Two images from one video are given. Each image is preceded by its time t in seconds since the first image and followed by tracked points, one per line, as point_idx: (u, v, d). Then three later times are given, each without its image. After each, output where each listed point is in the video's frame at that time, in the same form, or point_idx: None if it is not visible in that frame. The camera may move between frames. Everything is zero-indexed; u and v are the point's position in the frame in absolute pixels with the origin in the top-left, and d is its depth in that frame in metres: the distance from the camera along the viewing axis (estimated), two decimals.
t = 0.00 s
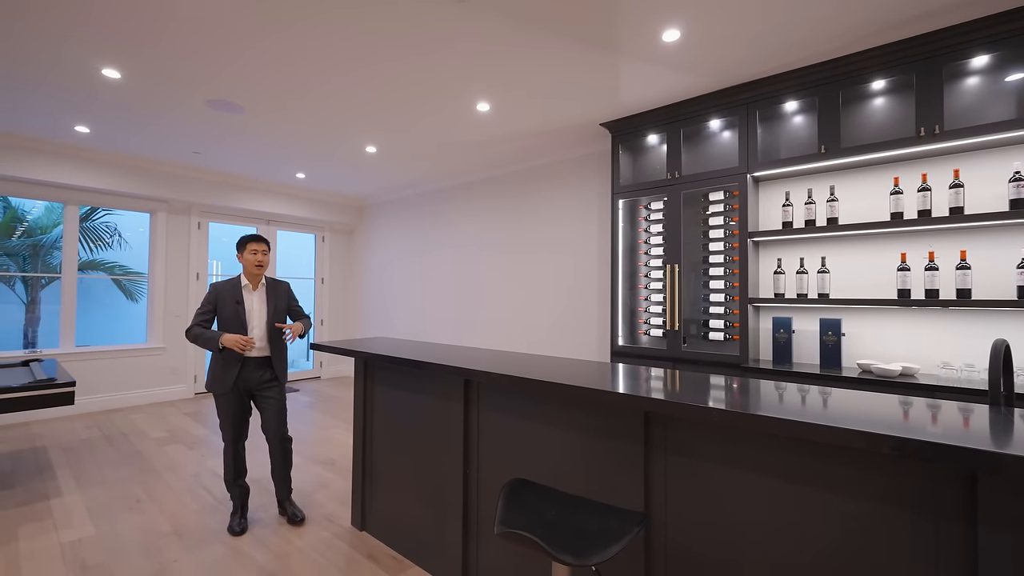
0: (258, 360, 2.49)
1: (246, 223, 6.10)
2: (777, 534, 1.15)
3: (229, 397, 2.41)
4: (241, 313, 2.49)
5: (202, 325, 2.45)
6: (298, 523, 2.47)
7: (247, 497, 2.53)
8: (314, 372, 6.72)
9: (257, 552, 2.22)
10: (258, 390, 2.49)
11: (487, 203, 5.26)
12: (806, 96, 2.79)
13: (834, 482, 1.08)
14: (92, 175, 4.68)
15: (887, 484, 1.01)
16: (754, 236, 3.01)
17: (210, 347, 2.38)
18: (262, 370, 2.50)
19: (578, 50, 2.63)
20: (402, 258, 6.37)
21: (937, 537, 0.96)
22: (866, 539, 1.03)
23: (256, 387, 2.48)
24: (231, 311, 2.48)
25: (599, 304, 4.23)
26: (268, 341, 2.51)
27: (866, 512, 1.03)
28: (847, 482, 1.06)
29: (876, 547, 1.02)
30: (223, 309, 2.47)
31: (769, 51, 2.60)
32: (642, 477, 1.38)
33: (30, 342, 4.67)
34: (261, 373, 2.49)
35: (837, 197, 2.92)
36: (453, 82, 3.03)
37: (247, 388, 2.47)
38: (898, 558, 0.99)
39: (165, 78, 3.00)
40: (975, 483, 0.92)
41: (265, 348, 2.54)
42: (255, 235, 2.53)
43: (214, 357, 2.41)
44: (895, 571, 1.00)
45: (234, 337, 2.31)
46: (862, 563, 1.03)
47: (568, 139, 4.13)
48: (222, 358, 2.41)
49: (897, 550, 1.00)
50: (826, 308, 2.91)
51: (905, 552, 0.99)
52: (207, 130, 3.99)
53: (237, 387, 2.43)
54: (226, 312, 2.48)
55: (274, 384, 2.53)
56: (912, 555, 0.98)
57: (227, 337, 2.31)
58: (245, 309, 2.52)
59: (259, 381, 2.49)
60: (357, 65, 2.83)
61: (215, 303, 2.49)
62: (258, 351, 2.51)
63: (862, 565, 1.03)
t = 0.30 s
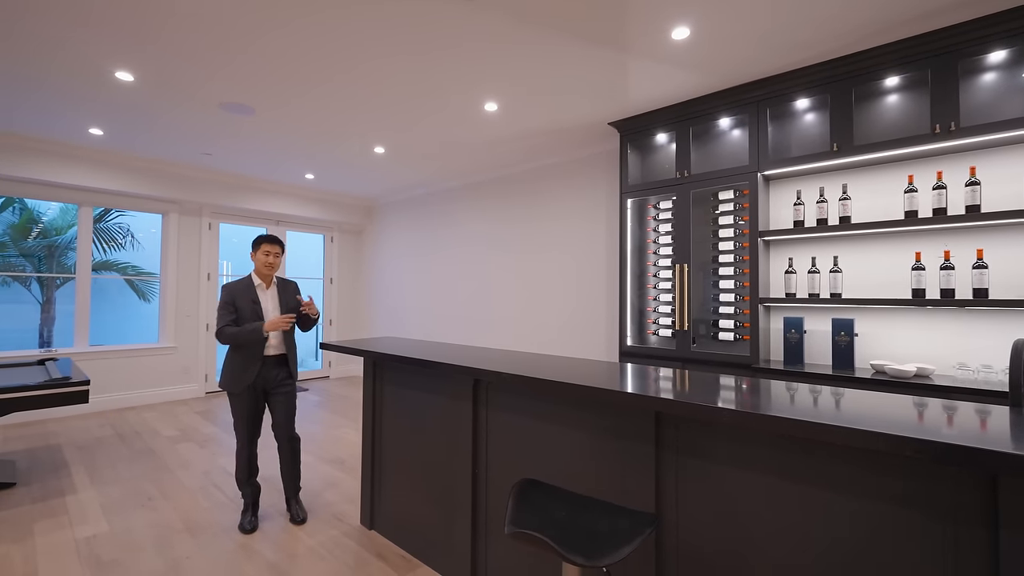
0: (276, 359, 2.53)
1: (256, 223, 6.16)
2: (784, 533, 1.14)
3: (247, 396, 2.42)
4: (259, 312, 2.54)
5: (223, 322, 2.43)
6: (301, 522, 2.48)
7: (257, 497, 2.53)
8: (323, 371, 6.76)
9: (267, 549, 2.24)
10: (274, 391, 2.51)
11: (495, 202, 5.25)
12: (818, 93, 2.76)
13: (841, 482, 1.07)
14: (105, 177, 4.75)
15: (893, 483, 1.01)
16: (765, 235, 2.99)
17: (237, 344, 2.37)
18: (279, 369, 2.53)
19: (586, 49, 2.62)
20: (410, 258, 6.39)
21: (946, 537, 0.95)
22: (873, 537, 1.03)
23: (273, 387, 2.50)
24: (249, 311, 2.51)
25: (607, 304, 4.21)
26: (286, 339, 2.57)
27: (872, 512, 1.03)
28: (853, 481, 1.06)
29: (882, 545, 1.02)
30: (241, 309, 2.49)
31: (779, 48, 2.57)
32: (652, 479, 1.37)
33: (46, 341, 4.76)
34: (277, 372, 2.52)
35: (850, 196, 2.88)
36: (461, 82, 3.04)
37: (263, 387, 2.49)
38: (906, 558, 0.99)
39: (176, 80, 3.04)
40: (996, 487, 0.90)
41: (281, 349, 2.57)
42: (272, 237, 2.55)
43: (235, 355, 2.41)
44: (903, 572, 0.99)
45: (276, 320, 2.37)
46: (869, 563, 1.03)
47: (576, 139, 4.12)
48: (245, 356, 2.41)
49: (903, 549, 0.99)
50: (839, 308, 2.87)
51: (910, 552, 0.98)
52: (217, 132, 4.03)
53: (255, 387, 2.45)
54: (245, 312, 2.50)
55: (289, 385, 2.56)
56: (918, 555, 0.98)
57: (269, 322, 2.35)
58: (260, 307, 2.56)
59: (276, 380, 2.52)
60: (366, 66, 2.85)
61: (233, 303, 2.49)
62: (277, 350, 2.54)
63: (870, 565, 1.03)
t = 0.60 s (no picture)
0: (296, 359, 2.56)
1: (265, 224, 6.21)
2: (797, 536, 1.13)
3: (268, 395, 2.44)
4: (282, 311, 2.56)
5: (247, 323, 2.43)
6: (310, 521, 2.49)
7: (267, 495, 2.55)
8: (331, 371, 6.80)
9: (277, 548, 2.25)
10: (293, 390, 2.55)
11: (502, 203, 5.25)
12: (829, 91, 2.73)
13: (852, 483, 1.06)
14: (117, 179, 4.81)
15: (902, 484, 1.00)
16: (774, 234, 2.96)
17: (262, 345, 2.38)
18: (297, 369, 2.57)
19: (594, 48, 2.61)
20: (417, 259, 6.41)
21: (955, 539, 0.95)
22: (880, 538, 1.02)
23: (292, 387, 2.54)
24: (271, 309, 2.53)
25: (614, 304, 4.20)
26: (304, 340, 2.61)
27: (880, 513, 1.02)
28: (861, 482, 1.05)
29: (889, 546, 1.01)
30: (264, 308, 2.50)
31: (789, 46, 2.54)
32: (661, 480, 1.36)
33: (59, 340, 4.83)
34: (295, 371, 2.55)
35: (862, 195, 2.85)
36: (468, 82, 3.04)
37: (282, 387, 2.51)
38: (913, 559, 0.98)
39: (187, 83, 3.07)
40: (1014, 491, 0.88)
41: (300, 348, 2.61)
42: (290, 237, 2.58)
43: (258, 355, 2.42)
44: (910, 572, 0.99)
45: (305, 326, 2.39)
46: (876, 564, 1.02)
47: (584, 139, 4.11)
48: (268, 356, 2.43)
49: (910, 550, 0.99)
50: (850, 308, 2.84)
51: (917, 552, 0.98)
52: (227, 134, 4.07)
53: (275, 386, 2.47)
54: (268, 311, 2.51)
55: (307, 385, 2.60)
56: (925, 555, 0.97)
57: (297, 328, 2.37)
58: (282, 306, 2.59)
59: (294, 380, 2.55)
60: (374, 67, 2.86)
61: (255, 302, 2.50)
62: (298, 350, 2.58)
63: (877, 566, 1.02)
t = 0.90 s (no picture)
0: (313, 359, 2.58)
1: (273, 224, 6.26)
2: (810, 538, 1.12)
3: (284, 393, 2.45)
4: (296, 310, 2.56)
5: (259, 325, 2.48)
6: (319, 519, 2.50)
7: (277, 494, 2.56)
8: (338, 371, 6.83)
9: (287, 547, 2.26)
10: (308, 389, 2.56)
11: (509, 203, 5.25)
12: (840, 89, 2.70)
13: (867, 486, 1.04)
14: (128, 180, 4.87)
15: (910, 484, 0.99)
16: (784, 233, 2.93)
17: (273, 347, 2.42)
18: (313, 369, 2.57)
19: (602, 46, 2.60)
20: (423, 259, 6.42)
21: (963, 540, 0.94)
22: (886, 539, 1.02)
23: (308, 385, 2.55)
24: (286, 308, 2.54)
25: (622, 304, 4.18)
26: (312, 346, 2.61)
27: (887, 514, 1.02)
28: (868, 483, 1.04)
29: (895, 546, 1.01)
30: (278, 307, 2.52)
31: (798, 43, 2.52)
32: (671, 481, 1.35)
33: (72, 339, 4.89)
34: (312, 370, 2.57)
35: (873, 193, 2.81)
36: (476, 82, 3.04)
37: (299, 386, 2.52)
38: (924, 561, 0.97)
39: (197, 84, 3.09)
40: None
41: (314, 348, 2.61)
42: (305, 236, 2.58)
43: (273, 355, 2.45)
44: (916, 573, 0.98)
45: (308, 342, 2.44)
46: (882, 564, 1.02)
47: (591, 138, 4.10)
48: (283, 356, 2.45)
49: (917, 551, 0.98)
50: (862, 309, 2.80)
51: (924, 553, 0.98)
52: (236, 135, 4.10)
53: (291, 385, 2.48)
54: (283, 311, 2.53)
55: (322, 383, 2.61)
56: (932, 556, 0.97)
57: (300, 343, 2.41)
58: (297, 306, 2.59)
59: (310, 379, 2.56)
60: (382, 67, 2.86)
61: (270, 302, 2.52)
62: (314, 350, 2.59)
63: (883, 567, 1.02)
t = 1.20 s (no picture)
0: (321, 358, 2.57)
1: (281, 225, 6.30)
2: (821, 540, 1.10)
3: (290, 392, 2.46)
4: (303, 310, 2.57)
5: (269, 326, 2.52)
6: (328, 518, 2.52)
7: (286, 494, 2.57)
8: (346, 371, 6.86)
9: (296, 545, 2.27)
10: (315, 387, 2.54)
11: (516, 202, 5.24)
12: (852, 86, 2.67)
13: (879, 488, 1.03)
14: (139, 182, 4.92)
15: (914, 484, 0.99)
16: (794, 233, 2.90)
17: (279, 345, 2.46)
18: (319, 368, 2.56)
19: (610, 46, 2.59)
20: (430, 259, 6.44)
21: (974, 542, 0.93)
22: (888, 538, 1.02)
23: (314, 385, 2.54)
24: (294, 308, 2.56)
25: (629, 305, 4.16)
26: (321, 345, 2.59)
27: (890, 513, 1.01)
28: (872, 482, 1.04)
29: (897, 546, 1.00)
30: (286, 308, 2.54)
31: (808, 41, 2.49)
32: (681, 482, 1.34)
33: (84, 339, 4.95)
34: (319, 369, 2.56)
35: (886, 192, 2.78)
36: (483, 82, 3.04)
37: (307, 384, 2.52)
38: (935, 563, 0.96)
39: (206, 86, 3.11)
40: None
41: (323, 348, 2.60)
42: (312, 236, 2.58)
43: (280, 353, 2.49)
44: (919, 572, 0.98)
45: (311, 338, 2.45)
46: (884, 564, 1.02)
47: (598, 138, 4.09)
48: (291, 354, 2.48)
49: (919, 550, 0.98)
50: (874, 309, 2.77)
51: (926, 552, 0.97)
52: (245, 136, 4.13)
53: (298, 383, 2.49)
54: (290, 311, 2.55)
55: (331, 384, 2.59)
56: (933, 555, 0.97)
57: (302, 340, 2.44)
58: (305, 306, 2.60)
59: (317, 379, 2.55)
60: (389, 67, 2.87)
61: (278, 303, 2.55)
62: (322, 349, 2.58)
63: (885, 567, 1.02)
